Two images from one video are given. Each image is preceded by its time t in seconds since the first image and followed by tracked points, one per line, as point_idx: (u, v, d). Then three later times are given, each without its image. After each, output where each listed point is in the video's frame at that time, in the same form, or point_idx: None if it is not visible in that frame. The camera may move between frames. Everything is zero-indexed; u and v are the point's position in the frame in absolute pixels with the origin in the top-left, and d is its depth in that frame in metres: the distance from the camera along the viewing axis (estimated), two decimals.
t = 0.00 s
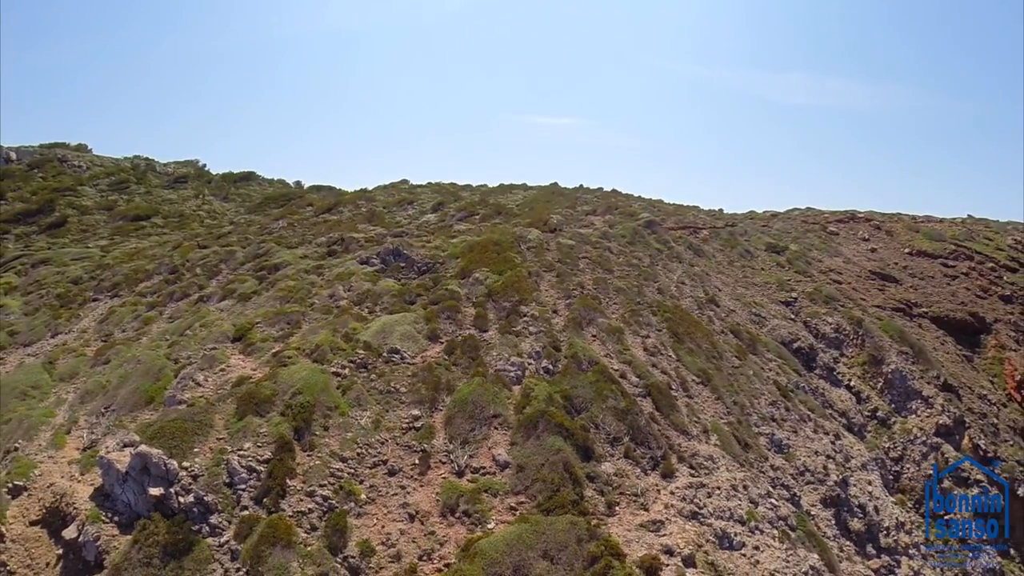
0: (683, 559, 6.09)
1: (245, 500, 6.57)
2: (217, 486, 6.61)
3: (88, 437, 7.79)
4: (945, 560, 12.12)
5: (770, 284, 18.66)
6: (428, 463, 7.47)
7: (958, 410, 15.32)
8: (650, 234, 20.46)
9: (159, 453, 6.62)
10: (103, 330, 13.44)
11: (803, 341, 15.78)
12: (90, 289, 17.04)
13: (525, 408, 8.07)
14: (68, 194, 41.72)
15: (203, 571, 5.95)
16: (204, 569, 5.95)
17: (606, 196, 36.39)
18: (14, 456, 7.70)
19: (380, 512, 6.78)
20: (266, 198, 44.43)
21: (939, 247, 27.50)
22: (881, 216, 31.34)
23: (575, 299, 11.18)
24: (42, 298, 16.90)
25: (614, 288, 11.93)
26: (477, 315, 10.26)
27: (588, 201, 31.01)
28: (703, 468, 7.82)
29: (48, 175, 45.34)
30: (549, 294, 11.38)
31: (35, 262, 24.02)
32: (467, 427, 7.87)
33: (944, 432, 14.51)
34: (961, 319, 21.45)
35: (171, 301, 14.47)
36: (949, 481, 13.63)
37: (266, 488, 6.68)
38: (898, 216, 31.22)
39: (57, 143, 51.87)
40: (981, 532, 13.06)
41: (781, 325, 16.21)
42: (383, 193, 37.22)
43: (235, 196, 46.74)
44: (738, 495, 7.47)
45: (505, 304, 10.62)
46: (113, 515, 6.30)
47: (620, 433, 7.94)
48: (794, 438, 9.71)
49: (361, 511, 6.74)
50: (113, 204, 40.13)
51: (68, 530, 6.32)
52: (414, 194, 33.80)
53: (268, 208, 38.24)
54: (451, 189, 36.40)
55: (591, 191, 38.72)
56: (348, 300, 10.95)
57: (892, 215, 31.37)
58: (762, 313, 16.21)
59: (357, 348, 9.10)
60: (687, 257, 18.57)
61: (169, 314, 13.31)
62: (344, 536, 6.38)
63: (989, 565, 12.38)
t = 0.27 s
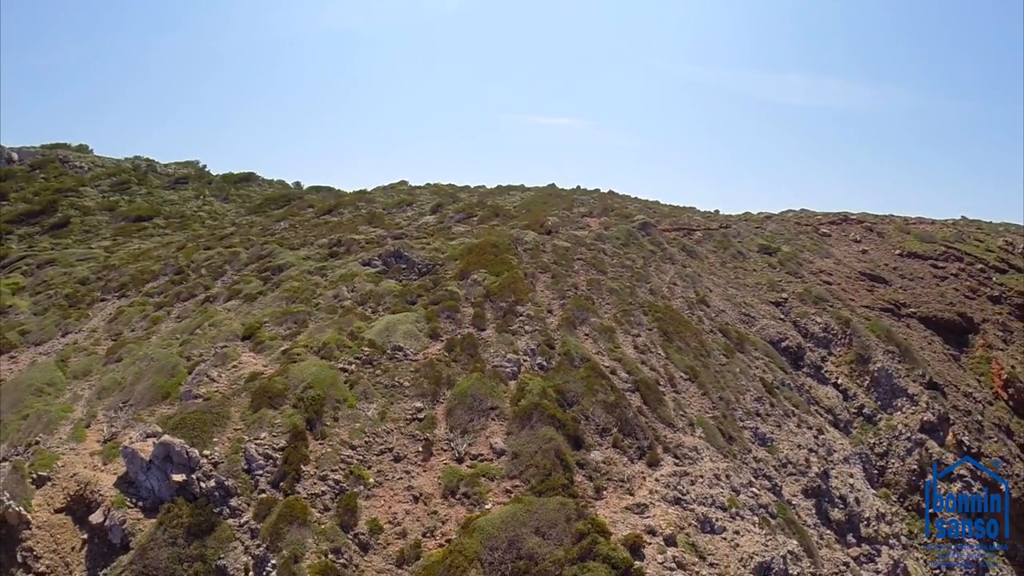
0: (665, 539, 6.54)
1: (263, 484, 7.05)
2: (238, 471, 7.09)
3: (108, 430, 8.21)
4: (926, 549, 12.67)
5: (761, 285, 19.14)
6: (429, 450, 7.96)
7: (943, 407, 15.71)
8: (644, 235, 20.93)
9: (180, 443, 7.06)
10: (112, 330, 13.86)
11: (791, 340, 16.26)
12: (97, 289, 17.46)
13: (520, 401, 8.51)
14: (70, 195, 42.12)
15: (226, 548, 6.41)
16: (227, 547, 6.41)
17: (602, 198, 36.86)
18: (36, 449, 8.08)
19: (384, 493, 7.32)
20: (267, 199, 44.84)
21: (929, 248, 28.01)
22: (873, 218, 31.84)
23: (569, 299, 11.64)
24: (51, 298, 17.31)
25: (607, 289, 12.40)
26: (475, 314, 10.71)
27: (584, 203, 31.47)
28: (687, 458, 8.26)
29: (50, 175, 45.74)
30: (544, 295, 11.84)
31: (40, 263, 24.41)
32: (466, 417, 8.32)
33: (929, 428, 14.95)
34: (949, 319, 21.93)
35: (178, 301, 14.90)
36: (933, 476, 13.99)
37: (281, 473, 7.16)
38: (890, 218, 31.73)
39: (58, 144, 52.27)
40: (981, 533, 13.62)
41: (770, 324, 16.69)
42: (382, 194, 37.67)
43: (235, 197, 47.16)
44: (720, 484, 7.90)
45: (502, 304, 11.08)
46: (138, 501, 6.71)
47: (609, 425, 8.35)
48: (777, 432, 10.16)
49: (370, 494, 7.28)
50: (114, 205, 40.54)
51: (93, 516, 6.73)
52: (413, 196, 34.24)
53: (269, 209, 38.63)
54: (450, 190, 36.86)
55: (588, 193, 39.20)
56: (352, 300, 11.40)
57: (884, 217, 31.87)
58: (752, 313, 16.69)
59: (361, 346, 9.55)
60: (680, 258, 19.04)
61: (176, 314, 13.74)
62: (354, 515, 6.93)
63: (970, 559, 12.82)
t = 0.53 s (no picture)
0: (649, 520, 6.99)
1: (280, 469, 7.52)
2: (256, 458, 7.56)
3: (128, 423, 8.67)
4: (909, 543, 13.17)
5: (754, 285, 19.62)
6: (432, 439, 8.42)
7: (929, 404, 16.07)
8: (640, 237, 21.42)
9: (201, 433, 7.58)
10: (123, 329, 14.33)
11: (782, 339, 16.75)
12: (107, 289, 17.93)
13: (516, 394, 8.97)
14: (74, 196, 42.58)
15: (247, 527, 6.89)
16: (248, 527, 6.88)
17: (600, 200, 37.35)
18: (58, 441, 8.50)
19: (392, 476, 7.81)
20: (268, 201, 45.33)
21: (921, 249, 28.49)
22: (867, 219, 32.32)
23: (565, 299, 12.11)
24: (61, 298, 17.78)
25: (602, 290, 12.86)
26: (475, 314, 11.18)
27: (582, 204, 31.97)
28: (673, 448, 8.72)
29: (53, 177, 46.20)
30: (542, 295, 12.31)
31: (48, 264, 24.88)
32: (467, 409, 8.78)
33: (915, 425, 15.38)
34: (939, 319, 22.39)
35: (186, 301, 15.38)
36: (919, 471, 14.37)
37: (295, 459, 7.64)
38: (884, 219, 32.21)
39: (61, 146, 52.75)
40: (980, 534, 13.97)
41: (761, 324, 17.19)
42: (383, 196, 38.14)
43: (237, 198, 47.63)
44: (705, 473, 8.35)
45: (500, 304, 11.55)
46: (161, 486, 7.21)
47: (599, 417, 8.79)
48: (763, 426, 10.63)
49: (379, 478, 7.77)
50: (117, 206, 41.00)
51: (119, 501, 7.19)
52: (413, 197, 34.73)
53: (270, 211, 39.12)
54: (449, 191, 37.34)
55: (586, 194, 39.66)
56: (356, 301, 11.87)
57: (878, 218, 32.34)
58: (743, 313, 17.17)
59: (365, 343, 10.02)
60: (674, 259, 19.52)
61: (186, 314, 14.21)
62: (365, 496, 7.43)
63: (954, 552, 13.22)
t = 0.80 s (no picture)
0: (632, 501, 7.56)
1: (296, 455, 8.10)
2: (274, 445, 8.14)
3: (149, 416, 9.22)
4: (891, 534, 13.82)
5: (744, 286, 20.22)
6: (434, 428, 8.99)
7: (912, 400, 16.57)
8: (634, 239, 22.01)
9: (222, 423, 8.17)
10: (135, 328, 14.86)
11: (770, 337, 17.34)
12: (116, 290, 18.47)
13: (512, 387, 9.52)
14: (77, 198, 43.14)
15: (267, 507, 7.46)
16: (268, 507, 7.46)
17: (597, 201, 37.93)
18: (80, 433, 8.98)
19: (398, 460, 8.39)
20: (269, 202, 45.89)
21: (911, 250, 29.09)
22: (859, 220, 32.92)
23: (559, 299, 12.68)
24: (72, 298, 18.32)
25: (595, 291, 13.44)
26: (473, 313, 11.74)
27: (579, 206, 32.55)
28: (659, 438, 9.29)
29: (56, 179, 46.74)
30: (537, 295, 12.88)
31: (55, 266, 25.41)
32: (466, 400, 9.34)
33: (898, 420, 15.93)
34: (926, 318, 22.98)
35: (195, 302, 15.93)
36: (901, 464, 14.94)
37: (309, 446, 8.22)
38: (875, 220, 32.83)
39: (64, 147, 53.33)
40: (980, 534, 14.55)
41: (750, 323, 17.79)
42: (383, 197, 38.72)
43: (238, 200, 48.19)
44: (688, 461, 8.92)
45: (497, 304, 12.11)
46: (185, 472, 7.80)
47: (589, 409, 9.34)
48: (746, 420, 11.21)
49: (386, 461, 8.34)
50: (120, 208, 41.56)
51: (144, 486, 7.76)
52: (412, 199, 35.29)
53: (272, 212, 39.68)
54: (448, 193, 37.94)
55: (583, 196, 40.25)
56: (360, 301, 12.44)
57: (869, 220, 32.96)
58: (732, 313, 17.77)
59: (370, 341, 10.58)
60: (667, 261, 20.12)
61: (195, 314, 14.77)
62: (375, 478, 8.02)
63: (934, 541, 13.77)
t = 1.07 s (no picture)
0: (616, 484, 8.16)
1: (308, 442, 8.68)
2: (287, 433, 8.72)
3: (165, 409, 9.77)
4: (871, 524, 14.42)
5: (733, 286, 20.84)
6: (434, 418, 9.55)
7: (893, 397, 17.16)
8: (626, 240, 22.61)
9: (239, 413, 8.73)
10: (143, 326, 15.38)
11: (757, 336, 17.94)
12: (122, 290, 18.98)
13: (506, 379, 10.07)
14: (78, 199, 43.60)
15: (282, 489, 8.04)
16: (283, 488, 8.03)
17: (592, 202, 38.51)
18: (100, 424, 9.50)
19: (401, 446, 8.96)
20: (268, 203, 46.37)
21: (898, 250, 29.74)
22: (848, 221, 33.56)
23: (552, 299, 13.26)
24: (80, 298, 18.83)
25: (586, 291, 14.03)
26: (470, 312, 12.31)
27: (574, 207, 33.11)
28: (643, 429, 9.87)
29: (56, 179, 47.19)
30: (531, 295, 13.46)
31: (60, 267, 25.91)
32: (463, 392, 9.89)
33: (879, 416, 16.52)
34: (911, 318, 23.59)
35: (200, 301, 16.47)
36: (881, 458, 15.55)
37: (318, 435, 8.80)
38: (864, 222, 33.46)
39: (64, 148, 53.79)
40: (981, 534, 15.01)
41: (738, 322, 18.39)
42: (381, 198, 39.25)
43: (237, 201, 48.69)
44: (670, 451, 9.50)
45: (493, 304, 12.68)
46: (204, 459, 8.38)
47: (577, 401, 9.89)
48: (729, 413, 11.80)
49: (391, 447, 8.90)
50: (121, 209, 42.05)
51: (165, 472, 8.31)
52: (410, 200, 35.83)
53: (271, 213, 40.18)
54: (445, 195, 38.48)
55: (578, 197, 40.83)
56: (362, 301, 13.00)
57: (858, 221, 33.59)
58: (720, 312, 18.38)
59: (372, 338, 11.13)
60: (658, 262, 20.72)
61: (201, 314, 15.31)
62: (380, 461, 8.59)
63: (914, 532, 14.27)
